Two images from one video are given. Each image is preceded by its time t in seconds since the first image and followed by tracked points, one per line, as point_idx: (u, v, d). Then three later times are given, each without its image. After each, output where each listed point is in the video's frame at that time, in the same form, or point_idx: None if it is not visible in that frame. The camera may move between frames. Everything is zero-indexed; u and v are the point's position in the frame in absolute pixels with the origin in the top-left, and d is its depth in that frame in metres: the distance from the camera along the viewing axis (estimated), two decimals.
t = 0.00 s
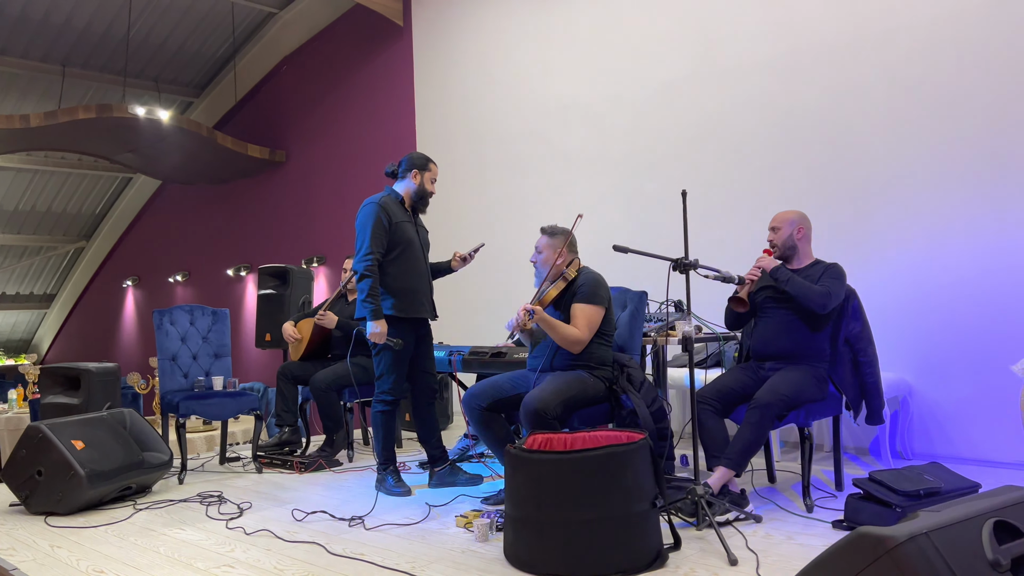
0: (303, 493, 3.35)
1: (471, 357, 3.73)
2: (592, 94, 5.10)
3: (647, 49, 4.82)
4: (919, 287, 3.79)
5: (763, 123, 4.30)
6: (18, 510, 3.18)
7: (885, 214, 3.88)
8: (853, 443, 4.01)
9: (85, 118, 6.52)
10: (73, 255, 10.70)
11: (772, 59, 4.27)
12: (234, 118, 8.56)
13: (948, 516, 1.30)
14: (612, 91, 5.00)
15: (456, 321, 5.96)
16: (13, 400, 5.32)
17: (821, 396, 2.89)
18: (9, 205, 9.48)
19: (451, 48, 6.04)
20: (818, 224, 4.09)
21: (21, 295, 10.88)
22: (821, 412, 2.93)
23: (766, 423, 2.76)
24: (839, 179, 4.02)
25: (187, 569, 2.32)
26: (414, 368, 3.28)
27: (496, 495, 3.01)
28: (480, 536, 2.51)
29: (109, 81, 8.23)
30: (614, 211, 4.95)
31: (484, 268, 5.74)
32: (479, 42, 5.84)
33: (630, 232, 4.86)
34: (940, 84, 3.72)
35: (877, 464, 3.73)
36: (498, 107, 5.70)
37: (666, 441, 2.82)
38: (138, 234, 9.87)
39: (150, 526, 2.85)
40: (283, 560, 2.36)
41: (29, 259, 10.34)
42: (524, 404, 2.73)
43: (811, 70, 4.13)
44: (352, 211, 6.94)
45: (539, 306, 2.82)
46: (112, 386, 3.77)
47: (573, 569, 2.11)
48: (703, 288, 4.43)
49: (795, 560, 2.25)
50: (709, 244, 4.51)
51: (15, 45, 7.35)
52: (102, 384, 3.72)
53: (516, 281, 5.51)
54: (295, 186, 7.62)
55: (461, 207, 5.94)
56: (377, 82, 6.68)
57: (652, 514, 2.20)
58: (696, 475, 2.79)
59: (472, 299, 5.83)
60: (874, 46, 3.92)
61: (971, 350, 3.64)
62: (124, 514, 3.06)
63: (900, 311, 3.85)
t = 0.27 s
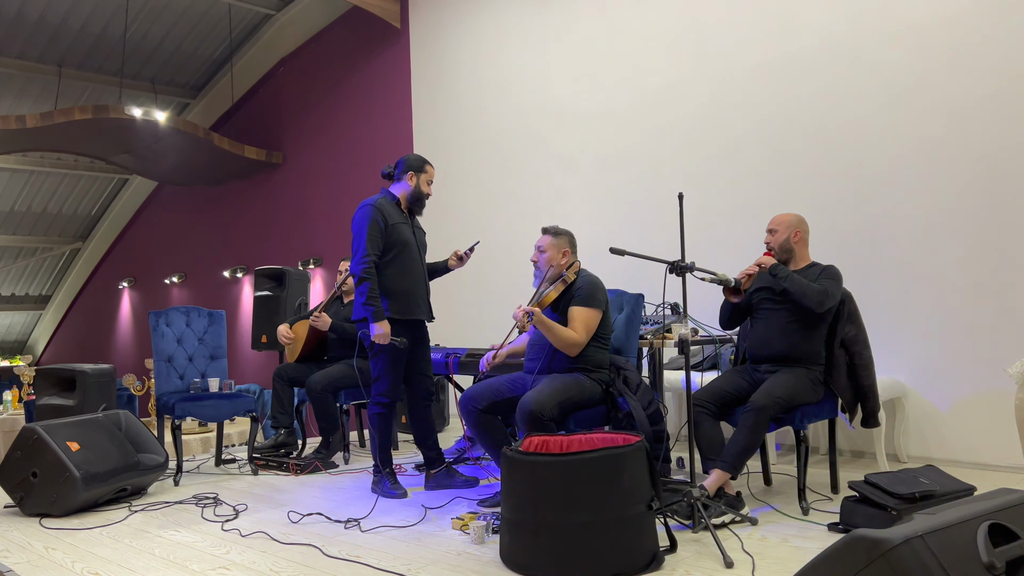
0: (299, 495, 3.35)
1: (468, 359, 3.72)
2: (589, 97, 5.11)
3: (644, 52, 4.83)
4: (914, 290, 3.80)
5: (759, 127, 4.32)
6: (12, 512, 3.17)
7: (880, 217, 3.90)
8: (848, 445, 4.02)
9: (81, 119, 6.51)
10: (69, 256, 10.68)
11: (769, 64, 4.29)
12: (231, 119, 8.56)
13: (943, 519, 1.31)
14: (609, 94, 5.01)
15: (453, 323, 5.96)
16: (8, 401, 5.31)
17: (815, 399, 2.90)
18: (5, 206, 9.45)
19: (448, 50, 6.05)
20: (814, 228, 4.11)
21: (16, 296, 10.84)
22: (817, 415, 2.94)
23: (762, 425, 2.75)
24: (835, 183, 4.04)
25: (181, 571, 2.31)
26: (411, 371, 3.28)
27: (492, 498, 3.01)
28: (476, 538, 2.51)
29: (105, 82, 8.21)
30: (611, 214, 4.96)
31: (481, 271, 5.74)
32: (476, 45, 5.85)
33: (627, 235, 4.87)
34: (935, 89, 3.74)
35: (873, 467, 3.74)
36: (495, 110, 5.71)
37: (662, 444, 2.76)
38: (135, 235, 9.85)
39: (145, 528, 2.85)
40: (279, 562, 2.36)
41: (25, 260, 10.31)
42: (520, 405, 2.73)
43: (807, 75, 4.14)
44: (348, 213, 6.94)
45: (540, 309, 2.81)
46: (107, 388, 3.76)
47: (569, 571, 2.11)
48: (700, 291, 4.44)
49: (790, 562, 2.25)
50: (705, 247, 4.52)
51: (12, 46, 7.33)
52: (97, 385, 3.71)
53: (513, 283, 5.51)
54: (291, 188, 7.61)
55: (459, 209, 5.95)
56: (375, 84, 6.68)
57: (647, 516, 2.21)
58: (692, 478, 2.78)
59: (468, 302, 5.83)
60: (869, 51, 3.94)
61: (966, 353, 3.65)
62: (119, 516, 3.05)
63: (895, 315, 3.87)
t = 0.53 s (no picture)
0: (295, 496, 3.34)
1: (464, 360, 3.72)
2: (587, 98, 5.12)
3: (641, 54, 4.84)
4: (911, 293, 3.81)
5: (756, 129, 4.33)
6: (7, 512, 3.16)
7: (877, 220, 3.90)
8: (845, 447, 4.02)
9: (78, 118, 6.50)
10: (65, 256, 10.65)
11: (766, 66, 4.30)
12: (228, 119, 8.54)
13: (939, 522, 1.31)
14: (607, 95, 5.01)
15: (450, 324, 5.96)
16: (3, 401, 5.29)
17: (812, 401, 2.91)
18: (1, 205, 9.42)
19: (446, 51, 6.05)
20: (811, 230, 4.12)
21: (12, 296, 10.81)
22: (813, 416, 2.94)
23: (758, 427, 2.76)
24: (831, 185, 4.05)
25: (177, 572, 2.31)
26: (407, 372, 3.27)
27: (488, 499, 3.00)
28: (472, 539, 2.50)
29: (102, 82, 8.20)
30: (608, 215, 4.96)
31: (478, 272, 5.74)
32: (474, 46, 5.85)
33: (624, 236, 4.87)
34: (931, 91, 3.75)
35: (869, 468, 3.74)
36: (493, 111, 5.71)
37: (659, 446, 2.77)
38: (131, 235, 9.83)
39: (141, 528, 2.84)
40: (275, 563, 2.35)
41: (20, 260, 10.28)
42: (517, 406, 2.73)
43: (804, 77, 4.15)
44: (346, 213, 6.93)
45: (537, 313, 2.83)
46: (103, 388, 3.75)
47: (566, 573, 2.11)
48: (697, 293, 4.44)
49: (786, 564, 2.25)
50: (702, 249, 4.53)
51: (8, 45, 7.32)
52: (93, 386, 3.70)
53: (510, 284, 5.51)
54: (288, 188, 7.60)
55: (456, 210, 5.94)
56: (373, 84, 6.68)
57: (644, 517, 2.21)
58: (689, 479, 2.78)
59: (465, 303, 5.83)
60: (866, 54, 3.95)
61: (962, 356, 3.66)
62: (114, 516, 3.04)
63: (892, 316, 3.88)
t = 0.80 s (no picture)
0: (292, 496, 3.33)
1: (462, 360, 3.71)
2: (586, 99, 5.12)
3: (640, 55, 4.84)
4: (908, 295, 3.82)
5: (754, 131, 4.33)
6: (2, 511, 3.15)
7: (876, 221, 3.91)
8: (842, 449, 4.03)
9: (76, 117, 6.49)
10: (62, 254, 10.63)
11: (765, 68, 4.30)
12: (226, 119, 8.53)
13: (937, 523, 1.31)
14: (606, 96, 5.01)
15: (448, 325, 5.95)
16: None
17: (810, 402, 2.90)
18: None
19: (445, 51, 6.05)
20: (809, 232, 4.12)
21: (8, 294, 10.79)
22: (811, 417, 2.94)
23: (757, 428, 2.76)
24: (830, 187, 4.05)
25: (174, 571, 2.30)
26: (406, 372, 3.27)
27: (486, 499, 3.00)
28: (470, 540, 2.50)
29: (100, 80, 8.18)
30: (606, 216, 4.96)
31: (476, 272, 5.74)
32: (473, 46, 5.85)
33: (623, 237, 4.87)
34: (930, 94, 3.75)
35: (866, 470, 3.75)
36: (492, 112, 5.71)
37: (657, 446, 2.77)
38: (129, 233, 9.81)
39: (137, 528, 2.83)
40: (271, 563, 2.35)
41: (17, 258, 10.25)
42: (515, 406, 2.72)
43: (803, 79, 4.16)
44: (344, 213, 6.92)
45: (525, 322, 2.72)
46: (100, 387, 3.74)
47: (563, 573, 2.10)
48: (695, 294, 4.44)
49: (784, 565, 2.25)
50: (701, 250, 4.53)
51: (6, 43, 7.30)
52: (90, 384, 3.69)
53: (508, 284, 5.51)
54: (287, 188, 7.59)
55: (455, 210, 5.94)
56: (372, 84, 6.67)
57: (642, 518, 2.21)
58: (686, 480, 2.78)
59: (464, 303, 5.82)
60: (865, 56, 3.95)
61: (960, 357, 3.66)
62: (111, 515, 3.03)
63: (889, 318, 3.88)
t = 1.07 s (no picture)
0: (291, 494, 3.33)
1: (462, 359, 3.71)
2: (586, 98, 5.11)
3: (641, 54, 4.84)
4: (908, 295, 3.81)
5: (755, 130, 4.33)
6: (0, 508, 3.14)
7: (876, 222, 3.91)
8: (842, 449, 4.03)
9: (75, 114, 6.48)
10: (61, 251, 10.63)
11: (765, 68, 4.30)
12: (226, 117, 8.52)
13: (938, 524, 1.30)
14: (606, 95, 5.01)
15: (448, 324, 5.95)
16: None
17: (810, 402, 2.90)
18: None
19: (445, 50, 6.04)
20: (809, 232, 4.12)
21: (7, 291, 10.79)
22: (810, 418, 2.94)
23: (756, 429, 2.76)
24: (830, 188, 4.05)
25: (172, 569, 2.30)
26: (406, 370, 3.27)
27: (485, 498, 3.00)
28: (469, 539, 2.49)
29: (100, 78, 8.18)
30: (606, 215, 4.96)
31: (476, 271, 5.73)
32: (474, 45, 5.84)
33: (623, 236, 4.87)
34: (931, 94, 3.75)
35: (866, 471, 3.75)
36: (492, 111, 5.71)
37: (658, 447, 2.72)
38: (128, 231, 9.80)
39: (135, 525, 2.82)
40: (270, 561, 2.34)
41: (16, 255, 10.25)
42: (515, 405, 2.72)
43: (804, 79, 4.16)
44: (344, 211, 6.91)
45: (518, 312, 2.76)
46: (98, 384, 3.73)
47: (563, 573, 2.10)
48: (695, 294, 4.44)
49: (783, 566, 2.25)
50: (701, 250, 4.53)
51: (6, 40, 7.29)
52: (88, 381, 3.68)
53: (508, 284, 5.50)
54: (286, 186, 7.59)
55: (454, 208, 5.94)
56: (372, 82, 6.67)
57: (641, 518, 2.20)
58: (685, 480, 2.77)
59: (463, 302, 5.82)
60: (866, 56, 3.95)
61: (960, 358, 3.66)
62: (109, 513, 3.02)
63: (889, 319, 3.88)
